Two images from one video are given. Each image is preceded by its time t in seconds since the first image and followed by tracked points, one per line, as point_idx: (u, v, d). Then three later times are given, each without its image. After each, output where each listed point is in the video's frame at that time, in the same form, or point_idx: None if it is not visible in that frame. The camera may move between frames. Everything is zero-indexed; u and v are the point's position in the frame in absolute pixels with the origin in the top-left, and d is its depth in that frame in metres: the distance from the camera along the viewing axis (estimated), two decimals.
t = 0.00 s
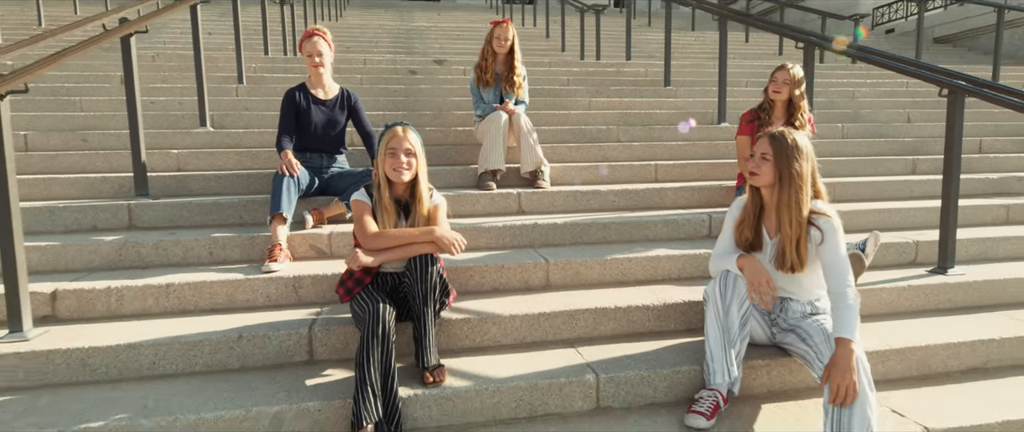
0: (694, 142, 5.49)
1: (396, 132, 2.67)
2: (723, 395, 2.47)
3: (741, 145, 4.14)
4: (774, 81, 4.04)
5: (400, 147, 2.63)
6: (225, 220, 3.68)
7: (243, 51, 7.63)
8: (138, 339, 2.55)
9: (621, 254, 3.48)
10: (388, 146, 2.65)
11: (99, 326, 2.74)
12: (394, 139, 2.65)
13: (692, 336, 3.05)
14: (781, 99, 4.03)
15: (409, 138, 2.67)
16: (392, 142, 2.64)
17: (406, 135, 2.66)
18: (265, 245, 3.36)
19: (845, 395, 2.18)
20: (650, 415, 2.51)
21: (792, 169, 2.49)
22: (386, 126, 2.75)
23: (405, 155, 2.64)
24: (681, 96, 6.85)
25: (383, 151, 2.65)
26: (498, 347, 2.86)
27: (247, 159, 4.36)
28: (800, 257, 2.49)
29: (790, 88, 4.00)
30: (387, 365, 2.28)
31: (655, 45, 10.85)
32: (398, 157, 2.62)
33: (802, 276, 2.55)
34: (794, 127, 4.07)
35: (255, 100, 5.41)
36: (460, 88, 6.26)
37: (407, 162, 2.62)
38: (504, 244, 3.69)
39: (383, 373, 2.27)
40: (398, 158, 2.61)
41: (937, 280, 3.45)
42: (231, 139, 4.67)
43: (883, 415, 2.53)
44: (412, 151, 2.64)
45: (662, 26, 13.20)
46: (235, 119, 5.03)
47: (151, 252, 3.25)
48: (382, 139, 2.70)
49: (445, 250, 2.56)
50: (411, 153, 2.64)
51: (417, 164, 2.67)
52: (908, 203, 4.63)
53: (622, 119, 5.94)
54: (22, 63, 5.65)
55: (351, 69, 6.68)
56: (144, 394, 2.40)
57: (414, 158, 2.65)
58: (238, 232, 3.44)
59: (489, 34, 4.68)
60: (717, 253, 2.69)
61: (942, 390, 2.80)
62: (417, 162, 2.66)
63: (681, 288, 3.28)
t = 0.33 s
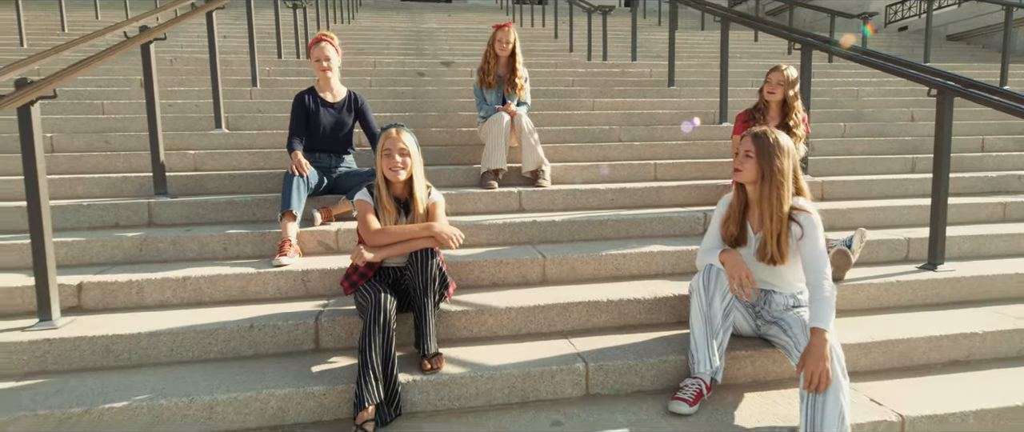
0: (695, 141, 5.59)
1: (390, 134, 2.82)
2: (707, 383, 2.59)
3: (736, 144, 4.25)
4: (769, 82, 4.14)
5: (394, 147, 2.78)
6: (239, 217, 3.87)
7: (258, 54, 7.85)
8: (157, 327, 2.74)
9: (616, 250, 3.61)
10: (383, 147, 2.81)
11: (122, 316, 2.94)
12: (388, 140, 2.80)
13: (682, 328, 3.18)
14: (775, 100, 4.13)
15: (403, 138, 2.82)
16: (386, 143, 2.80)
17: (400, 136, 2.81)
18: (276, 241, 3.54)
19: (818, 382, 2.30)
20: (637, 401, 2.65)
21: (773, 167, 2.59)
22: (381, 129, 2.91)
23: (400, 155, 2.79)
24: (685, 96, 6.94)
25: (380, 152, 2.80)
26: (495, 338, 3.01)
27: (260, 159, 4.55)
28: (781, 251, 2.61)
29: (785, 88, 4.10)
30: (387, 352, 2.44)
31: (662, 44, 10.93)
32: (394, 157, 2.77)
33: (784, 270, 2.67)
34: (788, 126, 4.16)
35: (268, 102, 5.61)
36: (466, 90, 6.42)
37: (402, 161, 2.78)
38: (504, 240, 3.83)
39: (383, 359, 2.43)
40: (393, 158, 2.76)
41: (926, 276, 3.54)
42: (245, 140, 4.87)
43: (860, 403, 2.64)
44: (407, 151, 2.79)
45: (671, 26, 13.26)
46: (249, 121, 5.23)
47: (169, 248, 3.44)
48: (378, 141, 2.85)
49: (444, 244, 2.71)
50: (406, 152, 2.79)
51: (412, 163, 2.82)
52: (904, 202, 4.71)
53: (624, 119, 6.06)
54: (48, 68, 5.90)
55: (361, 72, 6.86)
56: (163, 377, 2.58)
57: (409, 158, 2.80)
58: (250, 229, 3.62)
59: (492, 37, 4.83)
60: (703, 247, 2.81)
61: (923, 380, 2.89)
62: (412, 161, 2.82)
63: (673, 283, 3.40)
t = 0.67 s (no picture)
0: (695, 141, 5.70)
1: (389, 134, 2.97)
2: (691, 373, 2.72)
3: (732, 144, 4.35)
4: (764, 84, 4.23)
5: (394, 146, 2.93)
6: (251, 212, 4.05)
7: (272, 55, 8.07)
8: (174, 315, 2.92)
9: (612, 246, 3.74)
10: (383, 146, 2.95)
11: (141, 304, 3.13)
12: (388, 139, 2.95)
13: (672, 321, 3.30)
14: (770, 101, 4.23)
15: (402, 137, 2.96)
16: (386, 142, 2.94)
17: (399, 135, 2.96)
18: (286, 235, 3.72)
19: (794, 371, 2.41)
20: (624, 389, 2.78)
21: (756, 167, 2.70)
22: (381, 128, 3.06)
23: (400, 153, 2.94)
24: (689, 96, 7.03)
25: (380, 151, 2.96)
26: (492, 328, 3.16)
27: (272, 157, 4.74)
28: (765, 247, 2.72)
29: (779, 89, 4.19)
30: (387, 339, 2.60)
31: (671, 44, 10.99)
32: (394, 155, 2.92)
33: (768, 266, 2.78)
34: (783, 126, 4.22)
35: (280, 102, 5.81)
36: (473, 90, 6.57)
37: (401, 159, 2.93)
38: (504, 236, 3.97)
39: (383, 346, 2.58)
40: (393, 156, 2.91)
41: (915, 273, 3.62)
42: (259, 138, 5.06)
43: (839, 393, 2.75)
44: (406, 150, 2.94)
45: (681, 26, 13.30)
46: (262, 121, 5.43)
47: (185, 241, 3.63)
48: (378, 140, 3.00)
49: (443, 237, 2.86)
50: (405, 150, 2.94)
51: (410, 161, 2.97)
52: (901, 201, 4.78)
53: (627, 119, 6.17)
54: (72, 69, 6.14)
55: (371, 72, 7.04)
56: (179, 361, 2.76)
57: (408, 155, 2.95)
58: (262, 224, 3.80)
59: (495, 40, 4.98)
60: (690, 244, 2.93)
61: (904, 373, 2.99)
62: (410, 159, 2.96)
63: (665, 278, 3.52)
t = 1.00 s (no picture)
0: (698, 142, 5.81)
1: (395, 133, 3.13)
2: (681, 362, 2.85)
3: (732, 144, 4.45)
4: (763, 86, 4.34)
5: (399, 144, 3.09)
6: (267, 206, 4.24)
7: (288, 55, 8.28)
8: (194, 300, 3.11)
9: (611, 242, 3.87)
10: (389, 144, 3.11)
11: (163, 290, 3.32)
12: (394, 137, 3.10)
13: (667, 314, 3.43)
14: (769, 103, 4.33)
15: (406, 136, 3.12)
16: (392, 140, 3.10)
17: (404, 134, 3.12)
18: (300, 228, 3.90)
19: (777, 360, 2.54)
20: (617, 376, 2.92)
21: (744, 167, 2.83)
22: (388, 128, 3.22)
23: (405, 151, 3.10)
24: (695, 97, 7.12)
25: (386, 149, 3.12)
26: (493, 318, 3.31)
27: (287, 154, 4.93)
28: (753, 244, 2.84)
29: (778, 92, 4.29)
30: (392, 326, 2.76)
31: (681, 45, 11.07)
32: (399, 153, 3.08)
33: (756, 262, 2.90)
34: (781, 128, 4.33)
35: (295, 101, 6.00)
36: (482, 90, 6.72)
37: (406, 156, 3.08)
38: (507, 232, 4.12)
39: (389, 332, 2.75)
40: (398, 154, 3.07)
41: (906, 272, 3.72)
42: (274, 136, 5.25)
43: (824, 384, 2.87)
44: (410, 147, 3.10)
45: (692, 27, 13.36)
46: (278, 118, 5.62)
47: (204, 232, 3.83)
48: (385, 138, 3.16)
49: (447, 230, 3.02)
50: (410, 148, 3.10)
51: (415, 158, 3.12)
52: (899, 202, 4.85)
53: (633, 119, 6.29)
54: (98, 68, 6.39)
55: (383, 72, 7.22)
56: (198, 343, 2.95)
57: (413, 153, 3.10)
58: (277, 217, 3.98)
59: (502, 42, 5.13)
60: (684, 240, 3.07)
61: (889, 366, 3.10)
62: (415, 156, 3.12)
63: (662, 274, 3.65)
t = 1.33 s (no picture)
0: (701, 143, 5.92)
1: (402, 131, 3.28)
2: (672, 353, 2.99)
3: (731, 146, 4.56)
4: (762, 90, 4.45)
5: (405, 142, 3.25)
6: (281, 200, 4.44)
7: (303, 55, 8.49)
8: (213, 288, 3.30)
9: (611, 239, 4.01)
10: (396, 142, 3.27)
11: (184, 278, 3.52)
12: (401, 136, 3.26)
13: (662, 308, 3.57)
14: (767, 105, 4.45)
15: (413, 134, 3.27)
16: (399, 138, 3.26)
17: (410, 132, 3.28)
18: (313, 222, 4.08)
19: (761, 350, 2.67)
20: (611, 365, 3.07)
21: (736, 166, 2.96)
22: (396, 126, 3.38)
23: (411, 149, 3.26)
24: (700, 98, 7.24)
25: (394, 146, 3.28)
26: (495, 309, 3.47)
27: (301, 151, 5.13)
28: (744, 241, 2.97)
29: (777, 94, 4.40)
30: (398, 313, 2.92)
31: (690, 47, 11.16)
32: (406, 150, 3.24)
33: (747, 258, 3.03)
34: (780, 130, 4.45)
35: (310, 100, 6.20)
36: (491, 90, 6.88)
37: (413, 153, 3.24)
38: (511, 228, 4.28)
39: (395, 320, 2.91)
40: (405, 151, 3.23)
41: (898, 271, 3.82)
42: (289, 133, 5.45)
43: (810, 375, 3.00)
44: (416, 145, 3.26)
45: (702, 28, 13.43)
46: (293, 117, 5.82)
47: (222, 225, 4.02)
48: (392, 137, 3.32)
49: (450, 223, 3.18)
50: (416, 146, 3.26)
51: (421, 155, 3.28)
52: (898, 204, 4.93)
53: (638, 120, 6.42)
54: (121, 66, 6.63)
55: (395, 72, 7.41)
56: (217, 327, 3.14)
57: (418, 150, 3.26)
58: (291, 211, 4.17)
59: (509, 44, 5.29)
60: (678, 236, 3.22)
61: (876, 361, 3.22)
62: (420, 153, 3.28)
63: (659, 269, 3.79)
